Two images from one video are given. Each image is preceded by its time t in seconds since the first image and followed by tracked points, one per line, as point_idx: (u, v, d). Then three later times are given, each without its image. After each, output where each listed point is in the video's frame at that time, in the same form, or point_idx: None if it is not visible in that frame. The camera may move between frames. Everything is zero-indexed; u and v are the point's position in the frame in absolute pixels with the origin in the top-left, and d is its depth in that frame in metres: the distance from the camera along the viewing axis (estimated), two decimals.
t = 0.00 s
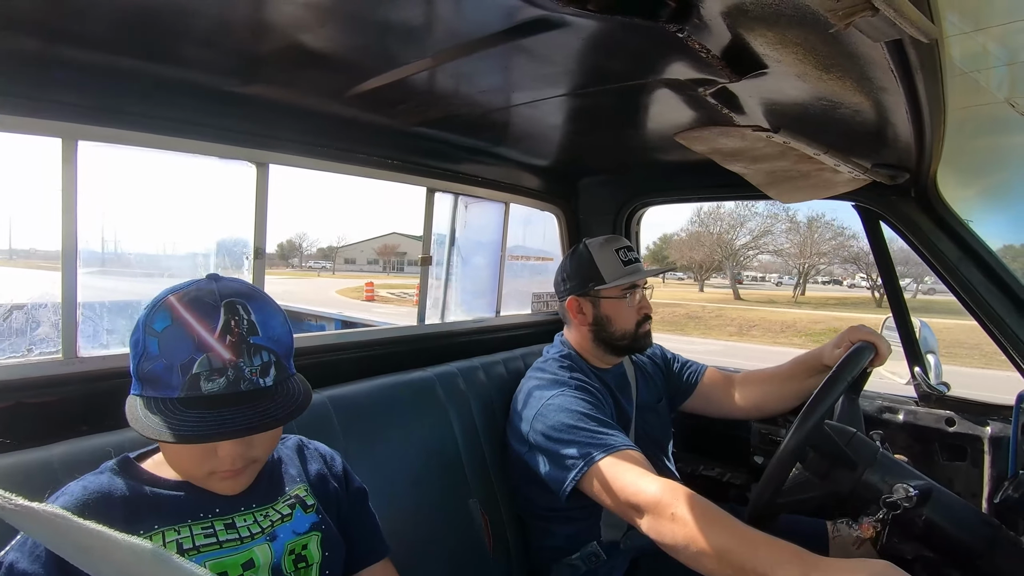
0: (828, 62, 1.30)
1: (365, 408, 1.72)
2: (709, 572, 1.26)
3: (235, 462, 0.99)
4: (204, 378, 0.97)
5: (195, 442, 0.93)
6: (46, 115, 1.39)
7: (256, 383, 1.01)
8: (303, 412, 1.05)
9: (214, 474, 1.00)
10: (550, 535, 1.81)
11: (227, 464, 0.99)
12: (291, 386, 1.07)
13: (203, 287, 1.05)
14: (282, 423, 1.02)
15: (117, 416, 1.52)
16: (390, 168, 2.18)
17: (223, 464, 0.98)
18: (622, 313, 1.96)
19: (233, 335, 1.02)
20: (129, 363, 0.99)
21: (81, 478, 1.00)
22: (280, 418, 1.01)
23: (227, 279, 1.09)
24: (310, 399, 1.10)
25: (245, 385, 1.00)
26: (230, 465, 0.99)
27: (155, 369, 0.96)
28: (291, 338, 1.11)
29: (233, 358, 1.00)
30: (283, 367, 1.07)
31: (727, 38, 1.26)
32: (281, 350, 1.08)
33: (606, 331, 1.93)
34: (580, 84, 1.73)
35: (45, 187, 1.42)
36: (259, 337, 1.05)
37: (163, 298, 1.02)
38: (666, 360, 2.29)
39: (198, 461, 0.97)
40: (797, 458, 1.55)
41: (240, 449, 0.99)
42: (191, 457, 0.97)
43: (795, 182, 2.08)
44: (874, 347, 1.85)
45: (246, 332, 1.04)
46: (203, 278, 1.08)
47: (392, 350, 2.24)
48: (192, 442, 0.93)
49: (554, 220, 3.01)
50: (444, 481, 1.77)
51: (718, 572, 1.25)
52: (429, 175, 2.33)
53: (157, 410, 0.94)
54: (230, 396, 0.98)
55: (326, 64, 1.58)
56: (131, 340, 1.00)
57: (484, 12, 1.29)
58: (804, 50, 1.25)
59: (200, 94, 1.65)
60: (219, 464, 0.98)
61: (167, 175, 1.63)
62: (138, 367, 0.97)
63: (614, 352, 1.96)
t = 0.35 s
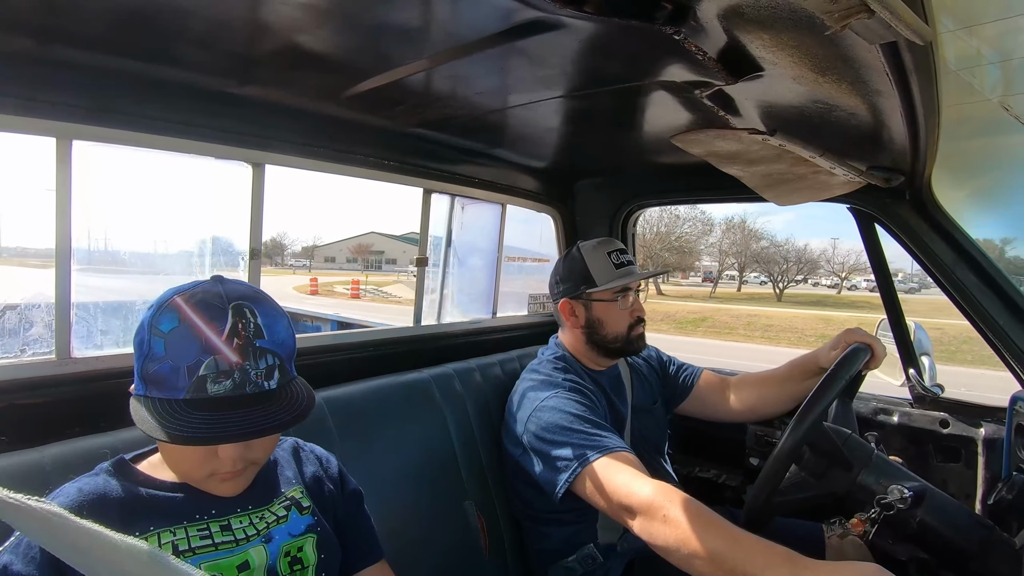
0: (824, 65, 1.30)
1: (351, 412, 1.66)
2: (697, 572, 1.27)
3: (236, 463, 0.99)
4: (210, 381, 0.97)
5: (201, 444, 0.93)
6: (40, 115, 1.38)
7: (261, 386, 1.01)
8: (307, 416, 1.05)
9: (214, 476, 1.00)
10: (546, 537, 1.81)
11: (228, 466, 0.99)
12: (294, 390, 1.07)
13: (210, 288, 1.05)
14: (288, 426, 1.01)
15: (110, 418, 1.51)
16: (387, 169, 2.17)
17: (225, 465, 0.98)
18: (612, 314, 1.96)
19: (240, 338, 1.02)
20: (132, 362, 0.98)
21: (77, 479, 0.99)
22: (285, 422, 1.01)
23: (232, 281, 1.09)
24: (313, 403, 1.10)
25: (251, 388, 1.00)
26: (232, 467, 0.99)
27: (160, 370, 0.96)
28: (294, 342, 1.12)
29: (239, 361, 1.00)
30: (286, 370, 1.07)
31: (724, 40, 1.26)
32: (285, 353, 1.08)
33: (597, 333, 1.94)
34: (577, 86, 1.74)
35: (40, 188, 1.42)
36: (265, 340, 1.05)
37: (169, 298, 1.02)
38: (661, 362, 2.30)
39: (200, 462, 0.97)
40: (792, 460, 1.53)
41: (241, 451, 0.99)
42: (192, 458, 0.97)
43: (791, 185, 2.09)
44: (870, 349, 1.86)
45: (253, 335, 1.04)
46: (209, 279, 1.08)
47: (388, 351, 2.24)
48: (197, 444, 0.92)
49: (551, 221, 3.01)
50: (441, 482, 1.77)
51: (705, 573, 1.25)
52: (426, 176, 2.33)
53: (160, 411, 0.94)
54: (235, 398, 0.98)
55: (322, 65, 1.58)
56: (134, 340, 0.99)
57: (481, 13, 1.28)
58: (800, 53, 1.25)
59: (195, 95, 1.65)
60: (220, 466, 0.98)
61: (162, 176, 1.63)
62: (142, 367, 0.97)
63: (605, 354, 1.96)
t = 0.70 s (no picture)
0: (820, 64, 1.30)
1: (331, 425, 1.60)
2: (696, 572, 1.27)
3: (240, 470, 0.99)
4: (223, 387, 0.97)
5: (214, 452, 0.93)
6: (35, 114, 1.37)
7: (271, 394, 1.02)
8: (315, 425, 1.06)
9: (217, 479, 1.00)
10: (543, 537, 1.81)
11: (231, 471, 0.99)
12: (301, 397, 1.08)
13: (223, 293, 1.05)
14: (297, 436, 1.02)
15: (106, 418, 1.50)
16: (384, 168, 2.17)
17: (228, 470, 0.99)
18: (611, 314, 1.96)
19: (253, 345, 1.02)
20: (142, 364, 0.97)
21: (72, 480, 0.98)
22: (295, 431, 1.01)
23: (244, 286, 1.09)
24: (319, 411, 1.10)
25: (262, 395, 1.00)
26: (235, 472, 1.00)
27: (172, 374, 0.95)
28: (303, 349, 1.12)
29: (252, 368, 1.00)
30: (294, 377, 1.08)
31: (721, 40, 1.26)
32: (294, 360, 1.09)
33: (595, 332, 1.94)
34: (574, 85, 1.74)
35: (35, 187, 1.41)
36: (276, 347, 1.06)
37: (182, 301, 1.01)
38: (659, 362, 2.30)
39: (205, 466, 0.98)
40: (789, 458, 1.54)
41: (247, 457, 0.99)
42: (197, 461, 0.97)
43: (788, 184, 2.09)
44: (867, 348, 1.86)
45: (265, 342, 1.04)
46: (220, 282, 1.08)
47: (385, 351, 2.24)
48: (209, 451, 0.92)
49: (548, 221, 3.01)
50: (438, 482, 1.77)
51: (704, 573, 1.25)
52: (423, 176, 2.32)
53: (171, 415, 0.93)
54: (246, 406, 0.98)
55: (319, 64, 1.58)
56: (145, 342, 0.98)
57: (477, 13, 1.28)
58: (796, 52, 1.26)
59: (191, 94, 1.64)
60: (224, 471, 0.99)
61: (158, 175, 1.62)
62: (152, 370, 0.96)
63: (602, 354, 1.96)
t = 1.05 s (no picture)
0: (818, 63, 1.30)
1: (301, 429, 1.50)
2: (694, 572, 1.27)
3: (229, 467, 0.98)
4: (204, 385, 0.96)
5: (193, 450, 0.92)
6: (30, 112, 1.37)
7: (255, 390, 1.01)
8: (300, 421, 1.04)
9: (205, 478, 0.99)
10: (540, 536, 1.81)
11: (219, 470, 0.98)
12: (288, 393, 1.06)
13: (205, 291, 1.05)
14: (280, 432, 1.00)
15: (103, 417, 1.50)
16: (381, 167, 2.17)
17: (216, 469, 0.98)
18: (609, 314, 1.95)
19: (234, 341, 1.01)
20: (126, 365, 0.98)
21: (66, 483, 0.98)
22: (277, 427, 1.00)
23: (229, 283, 1.09)
24: (307, 407, 1.09)
25: (245, 392, 0.99)
26: (223, 470, 0.98)
27: (154, 373, 0.95)
28: (290, 345, 1.11)
29: (233, 364, 1.00)
30: (280, 373, 1.06)
31: (718, 40, 1.26)
32: (280, 356, 1.08)
33: (592, 332, 1.94)
34: (572, 84, 1.74)
35: (31, 185, 1.40)
36: (260, 343, 1.05)
37: (163, 301, 1.01)
38: (656, 361, 2.30)
39: (192, 465, 0.97)
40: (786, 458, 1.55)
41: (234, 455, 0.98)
42: (184, 460, 0.96)
43: (785, 184, 2.10)
44: (864, 347, 1.87)
45: (248, 338, 1.03)
46: (205, 281, 1.08)
47: (383, 350, 2.24)
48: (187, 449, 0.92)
49: (546, 220, 3.01)
50: (436, 481, 1.77)
51: (702, 572, 1.26)
52: (421, 175, 2.32)
53: (153, 415, 0.93)
54: (228, 403, 0.97)
55: (317, 63, 1.57)
56: (128, 343, 0.99)
57: (475, 12, 1.28)
58: (795, 52, 1.26)
59: (188, 92, 1.64)
60: (212, 470, 0.98)
61: (155, 174, 1.62)
62: (135, 370, 0.96)
63: (601, 354, 1.96)
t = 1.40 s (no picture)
0: (817, 64, 1.31)
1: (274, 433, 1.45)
2: (693, 572, 1.27)
3: (199, 473, 0.98)
4: (168, 385, 0.96)
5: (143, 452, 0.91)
6: (29, 112, 1.37)
7: (223, 394, 0.99)
8: (264, 430, 1.02)
9: (178, 484, 0.98)
10: (540, 537, 1.81)
11: (189, 475, 0.97)
12: (260, 399, 1.04)
13: (184, 291, 1.06)
14: (238, 442, 0.98)
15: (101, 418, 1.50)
16: (381, 168, 2.17)
17: (186, 474, 0.97)
18: (608, 315, 1.95)
19: (204, 343, 1.01)
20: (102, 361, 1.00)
21: (55, 488, 0.98)
22: (234, 437, 0.97)
23: (213, 284, 1.10)
24: (278, 415, 1.06)
25: (212, 396, 0.98)
26: (194, 476, 0.98)
27: (124, 370, 0.97)
28: (269, 349, 1.11)
29: (201, 366, 0.99)
30: (253, 378, 1.05)
31: (718, 41, 1.26)
32: (258, 361, 1.07)
33: (591, 333, 1.94)
34: (571, 85, 1.74)
35: (31, 186, 1.40)
36: (234, 346, 1.05)
37: (142, 299, 1.03)
38: (655, 362, 2.30)
39: (163, 469, 0.96)
40: (786, 458, 1.55)
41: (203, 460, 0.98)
42: (155, 464, 0.96)
43: (784, 185, 2.10)
44: (862, 347, 1.87)
45: (220, 340, 1.03)
46: (192, 281, 1.09)
47: (382, 351, 2.24)
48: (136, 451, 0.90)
49: (545, 221, 3.01)
50: (435, 482, 1.77)
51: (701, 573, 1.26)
52: (420, 176, 2.32)
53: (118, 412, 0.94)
54: (189, 406, 0.96)
55: (316, 63, 1.58)
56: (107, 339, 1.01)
57: (475, 12, 1.28)
58: (795, 53, 1.26)
59: (187, 92, 1.64)
60: (182, 475, 0.97)
61: (154, 175, 1.62)
62: (109, 366, 0.98)
63: (599, 354, 1.96)
